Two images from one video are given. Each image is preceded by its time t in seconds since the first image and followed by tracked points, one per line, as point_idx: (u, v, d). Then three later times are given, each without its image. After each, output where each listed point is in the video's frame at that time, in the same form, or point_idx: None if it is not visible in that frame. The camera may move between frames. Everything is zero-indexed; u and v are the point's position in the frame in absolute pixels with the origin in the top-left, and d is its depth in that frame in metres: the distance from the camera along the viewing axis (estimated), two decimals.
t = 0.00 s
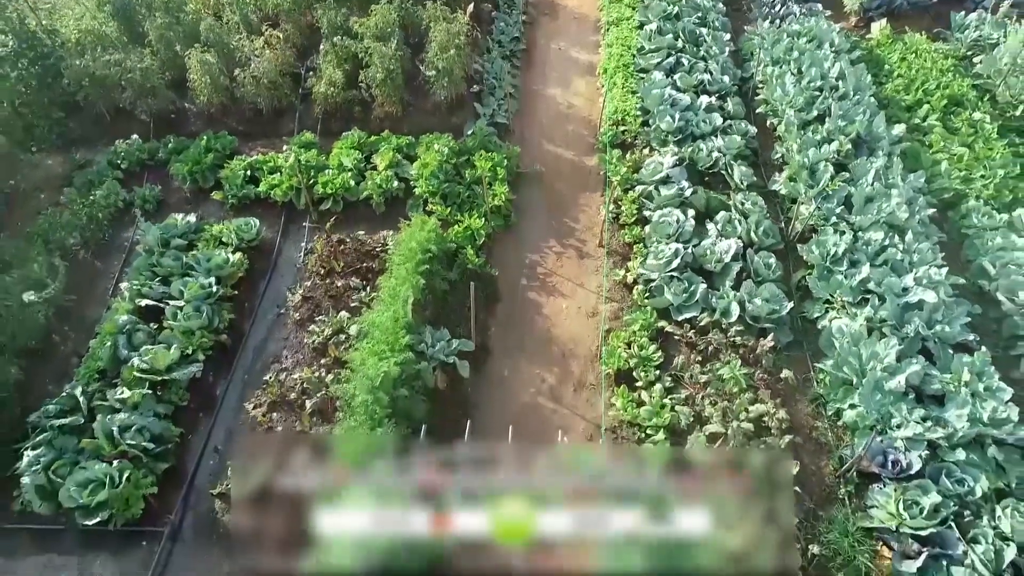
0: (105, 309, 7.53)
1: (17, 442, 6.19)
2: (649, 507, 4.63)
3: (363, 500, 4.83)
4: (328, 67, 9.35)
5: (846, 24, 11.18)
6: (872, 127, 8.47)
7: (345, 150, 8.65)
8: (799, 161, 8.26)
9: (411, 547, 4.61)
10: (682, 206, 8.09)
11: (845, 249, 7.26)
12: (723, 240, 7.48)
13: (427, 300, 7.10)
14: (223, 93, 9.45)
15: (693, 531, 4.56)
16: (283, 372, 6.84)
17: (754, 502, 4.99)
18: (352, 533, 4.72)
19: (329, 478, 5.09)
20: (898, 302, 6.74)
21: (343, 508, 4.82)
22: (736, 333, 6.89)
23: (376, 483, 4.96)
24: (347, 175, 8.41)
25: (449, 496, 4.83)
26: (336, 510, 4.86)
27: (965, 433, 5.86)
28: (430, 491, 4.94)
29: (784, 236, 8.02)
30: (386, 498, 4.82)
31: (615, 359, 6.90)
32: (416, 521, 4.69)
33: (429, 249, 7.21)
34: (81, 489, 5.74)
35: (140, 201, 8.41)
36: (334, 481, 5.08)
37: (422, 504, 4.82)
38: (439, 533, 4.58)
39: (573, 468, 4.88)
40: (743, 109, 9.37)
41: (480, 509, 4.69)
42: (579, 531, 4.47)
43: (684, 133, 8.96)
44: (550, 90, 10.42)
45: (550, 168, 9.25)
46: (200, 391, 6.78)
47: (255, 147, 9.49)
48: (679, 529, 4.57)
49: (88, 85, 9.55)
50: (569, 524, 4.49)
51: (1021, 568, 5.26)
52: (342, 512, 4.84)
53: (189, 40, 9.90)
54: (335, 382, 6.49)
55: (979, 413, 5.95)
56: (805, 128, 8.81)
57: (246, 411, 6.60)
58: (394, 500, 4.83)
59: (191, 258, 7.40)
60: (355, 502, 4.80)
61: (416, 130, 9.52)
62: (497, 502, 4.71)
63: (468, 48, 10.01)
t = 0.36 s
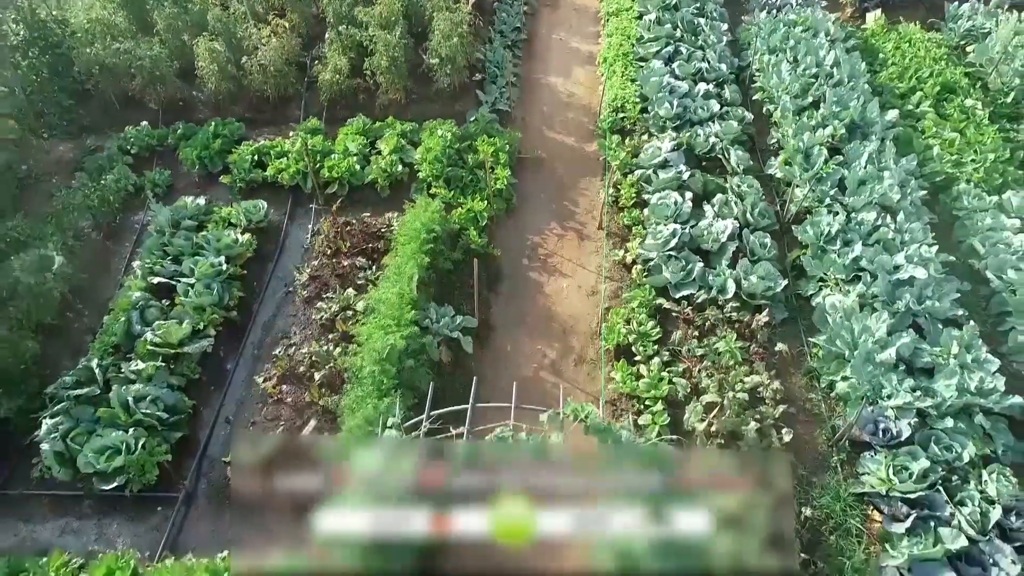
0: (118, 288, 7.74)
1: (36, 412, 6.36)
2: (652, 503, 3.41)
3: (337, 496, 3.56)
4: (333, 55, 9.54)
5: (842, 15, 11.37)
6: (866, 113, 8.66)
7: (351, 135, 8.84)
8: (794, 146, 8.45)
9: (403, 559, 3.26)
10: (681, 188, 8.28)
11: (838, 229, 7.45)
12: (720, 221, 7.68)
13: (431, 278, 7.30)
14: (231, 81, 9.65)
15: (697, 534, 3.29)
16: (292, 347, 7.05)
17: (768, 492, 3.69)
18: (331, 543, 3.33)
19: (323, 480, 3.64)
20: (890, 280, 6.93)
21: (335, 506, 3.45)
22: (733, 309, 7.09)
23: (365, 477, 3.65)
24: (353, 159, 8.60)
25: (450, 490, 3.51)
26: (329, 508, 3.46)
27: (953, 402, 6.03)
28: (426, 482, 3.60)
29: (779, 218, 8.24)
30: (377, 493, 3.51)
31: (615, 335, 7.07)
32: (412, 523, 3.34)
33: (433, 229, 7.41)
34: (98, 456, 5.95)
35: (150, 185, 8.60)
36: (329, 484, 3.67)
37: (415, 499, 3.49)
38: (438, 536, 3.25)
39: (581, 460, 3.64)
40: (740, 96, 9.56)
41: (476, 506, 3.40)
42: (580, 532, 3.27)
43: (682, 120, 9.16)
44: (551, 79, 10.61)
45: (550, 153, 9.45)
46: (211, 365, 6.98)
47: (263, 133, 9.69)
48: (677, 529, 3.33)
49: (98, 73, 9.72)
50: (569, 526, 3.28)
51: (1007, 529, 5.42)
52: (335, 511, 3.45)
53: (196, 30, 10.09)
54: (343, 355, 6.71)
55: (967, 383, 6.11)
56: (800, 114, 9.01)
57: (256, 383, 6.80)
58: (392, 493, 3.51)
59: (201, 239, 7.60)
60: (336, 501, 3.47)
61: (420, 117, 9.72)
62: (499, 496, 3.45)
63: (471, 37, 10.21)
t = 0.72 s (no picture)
0: (133, 269, 7.94)
1: (55, 383, 6.62)
2: (651, 508, 4.12)
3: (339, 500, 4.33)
4: (340, 43, 9.73)
5: (839, 6, 11.55)
6: (862, 99, 8.85)
7: (358, 121, 9.04)
8: (791, 132, 8.65)
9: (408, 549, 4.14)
10: (681, 172, 8.48)
11: (834, 210, 7.64)
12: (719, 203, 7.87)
13: (438, 257, 7.49)
14: (239, 69, 9.83)
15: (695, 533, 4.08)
16: (303, 324, 7.25)
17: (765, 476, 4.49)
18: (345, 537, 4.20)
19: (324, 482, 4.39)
20: (885, 258, 7.11)
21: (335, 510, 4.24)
22: (732, 287, 7.28)
23: (371, 480, 4.41)
24: (360, 144, 8.79)
25: (450, 496, 4.29)
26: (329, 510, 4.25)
27: (944, 373, 6.22)
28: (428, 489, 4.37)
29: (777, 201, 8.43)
30: (382, 498, 4.29)
31: (617, 313, 7.27)
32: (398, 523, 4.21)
33: (440, 210, 7.60)
34: (117, 425, 6.16)
35: (161, 169, 8.78)
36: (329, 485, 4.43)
37: (417, 503, 4.29)
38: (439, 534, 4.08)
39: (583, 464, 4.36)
40: (739, 84, 9.75)
41: (478, 508, 4.20)
42: (581, 531, 4.03)
43: (682, 107, 9.36)
44: (554, 68, 10.79)
45: (553, 139, 9.65)
46: (224, 341, 7.18)
47: (271, 120, 9.88)
48: (677, 528, 4.10)
49: (109, 61, 9.89)
50: (568, 524, 4.05)
51: (995, 493, 5.62)
52: (334, 512, 4.26)
53: (205, 19, 10.27)
54: (353, 330, 6.91)
55: (959, 355, 6.29)
56: (798, 101, 9.19)
57: (268, 357, 7.00)
58: (389, 499, 4.30)
59: (214, 220, 7.80)
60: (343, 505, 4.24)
61: (426, 104, 9.91)
62: (496, 501, 4.22)
63: (475, 26, 10.38)
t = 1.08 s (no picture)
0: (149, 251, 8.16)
1: (77, 358, 6.85)
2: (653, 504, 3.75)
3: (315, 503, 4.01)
4: (348, 32, 9.91)
5: None
6: (860, 86, 9.04)
7: (366, 108, 9.22)
8: (791, 118, 8.84)
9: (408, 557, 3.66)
10: (683, 158, 8.68)
11: (833, 192, 7.83)
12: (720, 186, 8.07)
13: (446, 239, 7.68)
14: (250, 59, 10.02)
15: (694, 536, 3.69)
16: (316, 302, 7.46)
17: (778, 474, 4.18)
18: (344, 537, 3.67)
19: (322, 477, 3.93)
20: (882, 238, 7.30)
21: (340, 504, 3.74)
22: (733, 267, 7.48)
23: (367, 474, 3.99)
24: (369, 131, 8.97)
25: (449, 496, 3.82)
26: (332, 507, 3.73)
27: (940, 347, 6.42)
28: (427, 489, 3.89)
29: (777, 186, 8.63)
30: (378, 494, 3.83)
31: (621, 292, 7.47)
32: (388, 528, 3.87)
33: (448, 192, 7.79)
34: (138, 397, 6.37)
35: (175, 155, 8.96)
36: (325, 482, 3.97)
37: (415, 503, 3.80)
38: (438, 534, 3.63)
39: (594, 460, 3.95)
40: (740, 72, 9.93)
41: (477, 507, 3.74)
42: (579, 532, 3.56)
43: (684, 95, 9.56)
44: (558, 58, 10.99)
45: (557, 126, 9.85)
46: (239, 318, 7.38)
47: (281, 109, 10.08)
48: (675, 529, 3.69)
49: (122, 51, 10.06)
50: (566, 528, 3.56)
51: (988, 459, 5.81)
52: (341, 509, 3.75)
53: (215, 10, 10.45)
54: (365, 307, 7.11)
55: (953, 329, 6.48)
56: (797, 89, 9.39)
57: (283, 334, 7.22)
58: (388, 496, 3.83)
59: (228, 202, 8.01)
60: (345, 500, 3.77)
61: (432, 92, 10.10)
62: (495, 500, 3.75)
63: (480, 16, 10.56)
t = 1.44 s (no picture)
0: (168, 233, 8.35)
1: (102, 334, 7.06)
2: (649, 507, 4.78)
3: (362, 497, 4.84)
4: (359, 23, 10.11)
5: None
6: (862, 74, 9.23)
7: (379, 96, 9.41)
8: (795, 105, 9.03)
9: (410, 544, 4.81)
10: (690, 144, 8.87)
11: (837, 176, 8.02)
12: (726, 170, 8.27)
13: (460, 221, 7.88)
14: (263, 48, 10.21)
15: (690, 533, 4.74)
16: (333, 282, 7.65)
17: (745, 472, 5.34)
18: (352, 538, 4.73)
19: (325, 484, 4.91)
20: (884, 220, 7.50)
21: (342, 506, 4.77)
22: (739, 248, 7.67)
23: (373, 482, 4.96)
24: (382, 118, 9.17)
25: (449, 496, 5.01)
26: (331, 509, 4.77)
27: (941, 323, 6.62)
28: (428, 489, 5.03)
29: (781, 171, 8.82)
30: (385, 497, 4.87)
31: (630, 272, 7.65)
32: (416, 520, 4.81)
33: (461, 176, 8.00)
34: (163, 370, 6.57)
35: (191, 142, 9.13)
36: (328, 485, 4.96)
37: (419, 500, 4.92)
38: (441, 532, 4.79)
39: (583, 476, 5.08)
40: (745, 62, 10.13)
41: (480, 508, 4.96)
42: (579, 530, 4.69)
43: (690, 83, 9.74)
44: (565, 49, 11.18)
45: (566, 114, 10.04)
46: (258, 299, 7.57)
47: (294, 97, 10.26)
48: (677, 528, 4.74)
49: (138, 41, 10.23)
50: (569, 524, 4.70)
51: (988, 429, 6.01)
52: (338, 509, 4.79)
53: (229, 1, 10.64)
54: (382, 286, 7.30)
55: (954, 306, 6.68)
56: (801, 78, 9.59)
57: (301, 312, 7.40)
58: (391, 496, 4.90)
59: (245, 186, 8.20)
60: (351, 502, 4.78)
61: (443, 81, 10.29)
62: (496, 501, 4.98)
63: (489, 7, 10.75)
